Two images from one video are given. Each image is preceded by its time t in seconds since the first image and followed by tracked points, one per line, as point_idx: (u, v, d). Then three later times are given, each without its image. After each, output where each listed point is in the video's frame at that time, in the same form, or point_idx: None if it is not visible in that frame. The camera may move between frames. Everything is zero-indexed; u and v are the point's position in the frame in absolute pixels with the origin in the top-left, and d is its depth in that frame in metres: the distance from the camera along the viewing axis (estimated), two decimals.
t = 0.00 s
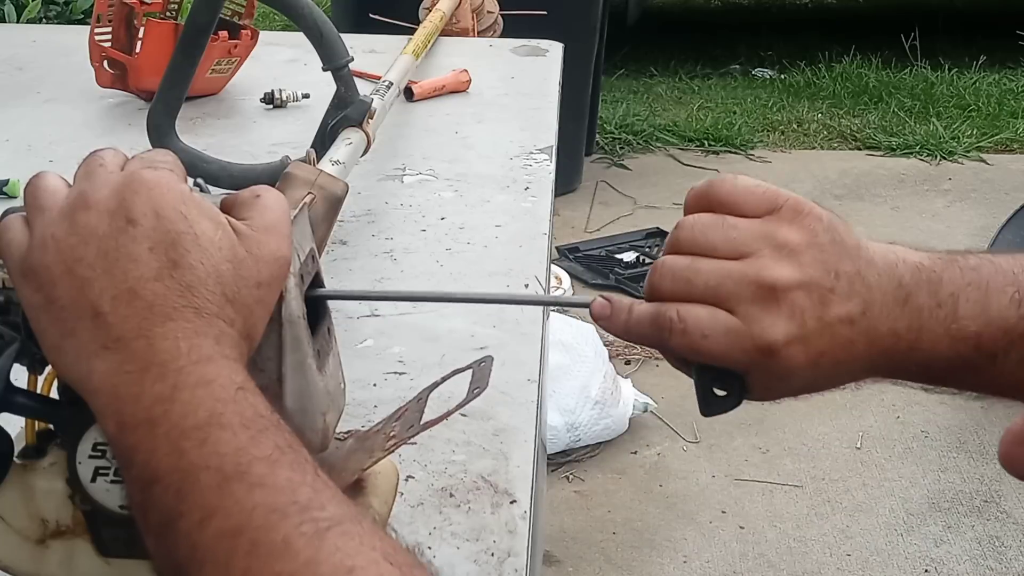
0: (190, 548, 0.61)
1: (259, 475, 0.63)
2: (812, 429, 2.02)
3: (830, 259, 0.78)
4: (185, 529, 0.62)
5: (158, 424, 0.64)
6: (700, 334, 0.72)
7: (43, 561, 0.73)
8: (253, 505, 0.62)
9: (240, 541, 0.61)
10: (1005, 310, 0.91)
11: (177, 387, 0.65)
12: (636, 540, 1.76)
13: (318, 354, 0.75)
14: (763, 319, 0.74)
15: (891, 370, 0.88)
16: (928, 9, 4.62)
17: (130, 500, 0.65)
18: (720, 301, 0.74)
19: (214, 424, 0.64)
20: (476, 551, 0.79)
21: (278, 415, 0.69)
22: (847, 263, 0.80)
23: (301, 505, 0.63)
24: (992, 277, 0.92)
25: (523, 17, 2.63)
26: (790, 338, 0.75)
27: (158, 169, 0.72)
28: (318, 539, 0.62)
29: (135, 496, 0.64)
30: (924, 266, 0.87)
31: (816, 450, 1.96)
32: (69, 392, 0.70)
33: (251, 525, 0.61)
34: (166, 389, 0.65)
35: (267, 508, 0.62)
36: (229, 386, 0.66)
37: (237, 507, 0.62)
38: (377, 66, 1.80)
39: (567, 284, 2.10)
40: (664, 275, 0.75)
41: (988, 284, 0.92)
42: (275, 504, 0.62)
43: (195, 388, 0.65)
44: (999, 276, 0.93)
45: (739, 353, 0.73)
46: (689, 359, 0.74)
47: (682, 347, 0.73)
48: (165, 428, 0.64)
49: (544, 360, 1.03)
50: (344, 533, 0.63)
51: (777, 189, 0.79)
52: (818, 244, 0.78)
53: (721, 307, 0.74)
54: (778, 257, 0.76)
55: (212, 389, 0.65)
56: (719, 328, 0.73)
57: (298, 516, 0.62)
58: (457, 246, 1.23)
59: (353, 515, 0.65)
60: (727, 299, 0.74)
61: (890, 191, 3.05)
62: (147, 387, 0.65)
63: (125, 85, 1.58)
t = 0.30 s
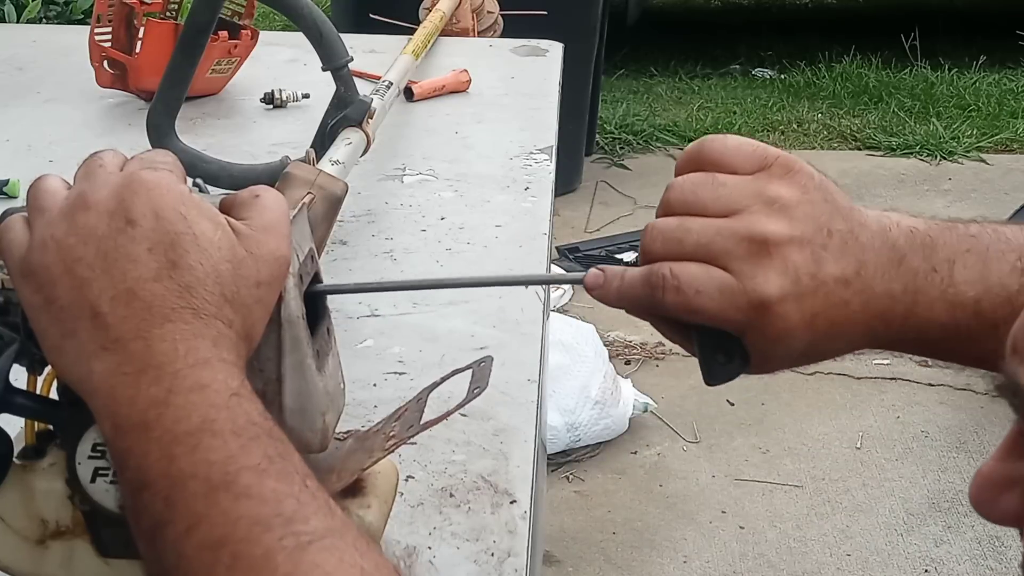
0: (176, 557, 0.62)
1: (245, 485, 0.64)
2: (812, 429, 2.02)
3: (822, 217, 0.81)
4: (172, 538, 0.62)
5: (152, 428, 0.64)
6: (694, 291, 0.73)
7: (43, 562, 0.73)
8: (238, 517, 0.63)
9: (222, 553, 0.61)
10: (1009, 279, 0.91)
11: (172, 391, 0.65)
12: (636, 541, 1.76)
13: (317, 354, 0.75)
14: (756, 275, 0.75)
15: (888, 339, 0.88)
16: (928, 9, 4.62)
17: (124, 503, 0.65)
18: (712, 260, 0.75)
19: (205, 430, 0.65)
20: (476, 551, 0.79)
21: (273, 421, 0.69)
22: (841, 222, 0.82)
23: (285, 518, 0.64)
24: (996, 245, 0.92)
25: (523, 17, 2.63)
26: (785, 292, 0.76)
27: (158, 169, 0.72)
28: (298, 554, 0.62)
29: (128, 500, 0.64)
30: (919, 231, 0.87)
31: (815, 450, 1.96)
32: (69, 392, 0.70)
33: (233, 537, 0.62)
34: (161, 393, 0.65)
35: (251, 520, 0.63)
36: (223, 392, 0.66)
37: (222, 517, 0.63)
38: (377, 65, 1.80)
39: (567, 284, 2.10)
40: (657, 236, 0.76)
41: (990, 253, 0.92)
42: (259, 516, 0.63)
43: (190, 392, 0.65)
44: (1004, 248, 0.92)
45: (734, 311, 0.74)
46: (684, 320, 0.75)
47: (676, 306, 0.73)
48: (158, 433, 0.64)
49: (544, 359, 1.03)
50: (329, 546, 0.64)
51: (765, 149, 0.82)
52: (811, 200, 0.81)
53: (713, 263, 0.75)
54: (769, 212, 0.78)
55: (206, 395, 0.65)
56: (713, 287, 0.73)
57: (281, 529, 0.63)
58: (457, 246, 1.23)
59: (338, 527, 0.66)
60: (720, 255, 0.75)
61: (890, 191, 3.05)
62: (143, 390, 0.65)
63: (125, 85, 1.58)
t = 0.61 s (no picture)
0: (163, 559, 0.62)
1: (234, 490, 0.64)
2: (812, 429, 2.02)
3: (829, 225, 0.85)
4: (159, 541, 0.63)
5: (148, 429, 0.64)
6: (704, 298, 0.74)
7: (43, 562, 0.73)
8: (224, 522, 0.63)
9: (205, 559, 0.62)
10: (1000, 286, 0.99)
11: (169, 393, 0.65)
12: (636, 541, 1.76)
13: (318, 355, 0.74)
14: (764, 281, 0.77)
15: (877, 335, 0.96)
16: (928, 10, 4.62)
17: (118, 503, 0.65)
18: (725, 264, 0.76)
19: (200, 433, 0.65)
20: (476, 551, 0.79)
21: (269, 424, 0.69)
22: (845, 231, 0.87)
23: (271, 525, 0.64)
24: (991, 253, 1.01)
25: (523, 17, 2.63)
26: (788, 300, 0.79)
27: (160, 169, 0.72)
28: (282, 563, 0.62)
29: (121, 501, 0.65)
30: (916, 234, 0.96)
31: (815, 450, 1.96)
32: (70, 392, 0.70)
33: (218, 542, 0.62)
34: (159, 394, 0.65)
35: (237, 526, 0.63)
36: (220, 396, 0.66)
37: (209, 521, 0.63)
38: (377, 65, 1.80)
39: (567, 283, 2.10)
40: (673, 227, 0.76)
41: (984, 259, 1.00)
42: (246, 523, 0.63)
43: (187, 395, 0.65)
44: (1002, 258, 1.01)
45: (740, 317, 0.76)
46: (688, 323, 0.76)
47: (684, 312, 0.74)
48: (153, 434, 0.64)
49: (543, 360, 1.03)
50: (316, 555, 0.64)
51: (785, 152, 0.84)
52: (821, 209, 0.85)
53: (722, 267, 0.76)
54: (785, 219, 0.80)
55: (203, 398, 0.65)
56: (723, 294, 0.74)
57: (266, 537, 0.63)
58: (457, 245, 1.23)
59: (326, 535, 0.66)
60: (732, 259, 0.76)
61: (890, 191, 3.05)
62: (141, 391, 0.65)
63: (125, 85, 1.58)
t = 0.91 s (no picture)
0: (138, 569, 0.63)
1: (210, 509, 0.64)
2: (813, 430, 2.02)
3: (817, 274, 0.84)
4: (140, 551, 0.63)
5: (143, 433, 0.65)
6: (700, 320, 0.72)
7: (44, 562, 0.73)
8: (196, 543, 0.63)
9: None
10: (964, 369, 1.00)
11: (166, 398, 0.65)
12: (637, 541, 1.76)
13: (319, 354, 0.74)
14: (758, 312, 0.77)
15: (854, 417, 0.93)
16: (928, 10, 4.62)
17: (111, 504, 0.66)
18: (718, 292, 0.75)
19: (189, 443, 0.65)
20: (476, 551, 0.79)
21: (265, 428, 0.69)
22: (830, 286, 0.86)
23: (242, 548, 0.63)
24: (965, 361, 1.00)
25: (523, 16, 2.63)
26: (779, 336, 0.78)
27: (162, 168, 0.71)
28: None
29: (112, 501, 0.65)
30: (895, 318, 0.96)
31: (815, 451, 1.96)
32: (71, 392, 0.70)
33: (189, 562, 0.62)
34: (157, 398, 0.65)
35: (209, 548, 0.63)
36: (216, 404, 0.66)
37: (185, 539, 0.63)
38: (377, 66, 1.80)
39: (566, 284, 2.10)
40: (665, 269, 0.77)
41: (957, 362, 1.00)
42: (218, 545, 0.63)
43: (185, 401, 0.65)
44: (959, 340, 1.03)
45: (734, 343, 0.75)
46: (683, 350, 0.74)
47: (679, 331, 0.72)
48: (146, 438, 0.64)
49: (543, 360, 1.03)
50: None
51: (772, 201, 0.85)
52: (812, 256, 0.84)
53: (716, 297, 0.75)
54: (772, 257, 0.80)
55: (200, 405, 0.65)
56: (718, 316, 0.73)
57: (238, 561, 0.63)
58: (457, 246, 1.23)
59: (295, 559, 0.65)
60: (723, 290, 0.76)
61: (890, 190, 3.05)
62: (142, 392, 0.65)
63: (125, 85, 1.58)
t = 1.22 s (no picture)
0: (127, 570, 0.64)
1: (198, 513, 0.64)
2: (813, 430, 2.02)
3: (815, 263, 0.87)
4: (130, 551, 0.64)
5: (137, 432, 0.64)
6: (707, 276, 0.77)
7: (44, 562, 0.73)
8: (182, 546, 0.63)
9: None
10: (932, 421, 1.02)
11: (163, 397, 0.65)
12: (637, 541, 1.76)
13: (319, 353, 0.74)
14: (759, 273, 0.81)
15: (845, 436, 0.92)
16: (928, 10, 4.63)
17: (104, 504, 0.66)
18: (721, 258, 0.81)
19: (179, 445, 0.64)
20: (476, 551, 0.79)
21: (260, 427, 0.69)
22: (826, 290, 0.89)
23: (226, 552, 0.63)
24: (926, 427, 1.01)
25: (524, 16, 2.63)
26: (779, 304, 0.81)
27: (166, 167, 0.71)
28: None
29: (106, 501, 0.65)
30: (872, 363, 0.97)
31: (815, 451, 1.96)
32: (72, 389, 0.70)
33: (175, 565, 0.63)
34: (152, 398, 0.65)
35: (192, 554, 0.63)
36: (210, 403, 0.66)
37: (167, 544, 0.63)
38: (377, 66, 1.80)
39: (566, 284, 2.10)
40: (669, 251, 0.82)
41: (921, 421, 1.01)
42: (203, 548, 0.63)
43: (180, 401, 0.65)
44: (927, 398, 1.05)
45: (740, 299, 0.78)
46: (686, 312, 0.78)
47: (689, 288, 0.76)
48: (141, 438, 0.64)
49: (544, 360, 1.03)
50: None
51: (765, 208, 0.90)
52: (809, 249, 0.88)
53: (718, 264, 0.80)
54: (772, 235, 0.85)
55: (195, 404, 0.65)
56: (723, 272, 0.78)
57: (222, 564, 0.63)
58: (457, 246, 1.23)
59: (280, 562, 0.65)
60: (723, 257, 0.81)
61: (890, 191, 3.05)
62: (140, 389, 0.65)
63: (125, 85, 1.58)
